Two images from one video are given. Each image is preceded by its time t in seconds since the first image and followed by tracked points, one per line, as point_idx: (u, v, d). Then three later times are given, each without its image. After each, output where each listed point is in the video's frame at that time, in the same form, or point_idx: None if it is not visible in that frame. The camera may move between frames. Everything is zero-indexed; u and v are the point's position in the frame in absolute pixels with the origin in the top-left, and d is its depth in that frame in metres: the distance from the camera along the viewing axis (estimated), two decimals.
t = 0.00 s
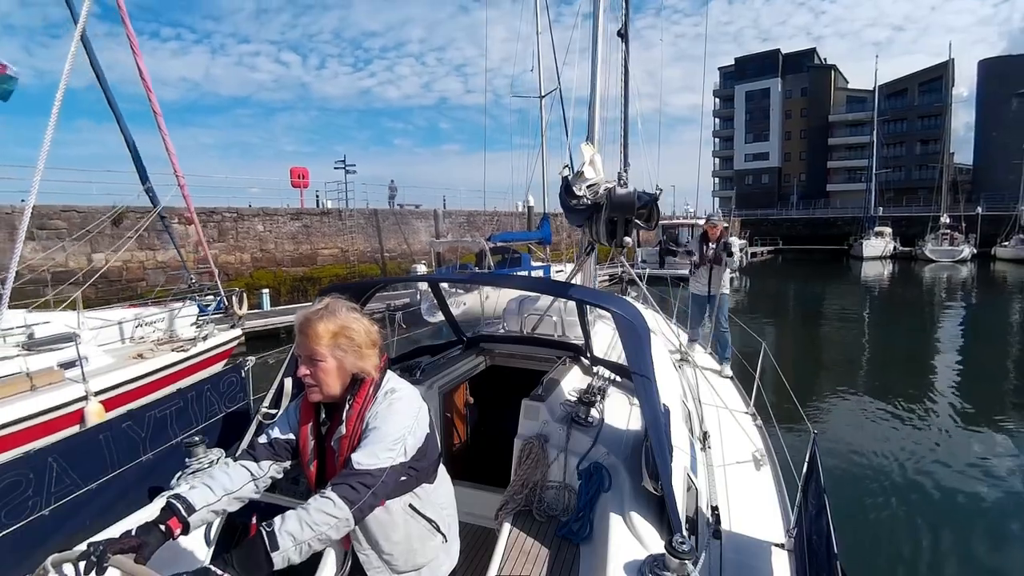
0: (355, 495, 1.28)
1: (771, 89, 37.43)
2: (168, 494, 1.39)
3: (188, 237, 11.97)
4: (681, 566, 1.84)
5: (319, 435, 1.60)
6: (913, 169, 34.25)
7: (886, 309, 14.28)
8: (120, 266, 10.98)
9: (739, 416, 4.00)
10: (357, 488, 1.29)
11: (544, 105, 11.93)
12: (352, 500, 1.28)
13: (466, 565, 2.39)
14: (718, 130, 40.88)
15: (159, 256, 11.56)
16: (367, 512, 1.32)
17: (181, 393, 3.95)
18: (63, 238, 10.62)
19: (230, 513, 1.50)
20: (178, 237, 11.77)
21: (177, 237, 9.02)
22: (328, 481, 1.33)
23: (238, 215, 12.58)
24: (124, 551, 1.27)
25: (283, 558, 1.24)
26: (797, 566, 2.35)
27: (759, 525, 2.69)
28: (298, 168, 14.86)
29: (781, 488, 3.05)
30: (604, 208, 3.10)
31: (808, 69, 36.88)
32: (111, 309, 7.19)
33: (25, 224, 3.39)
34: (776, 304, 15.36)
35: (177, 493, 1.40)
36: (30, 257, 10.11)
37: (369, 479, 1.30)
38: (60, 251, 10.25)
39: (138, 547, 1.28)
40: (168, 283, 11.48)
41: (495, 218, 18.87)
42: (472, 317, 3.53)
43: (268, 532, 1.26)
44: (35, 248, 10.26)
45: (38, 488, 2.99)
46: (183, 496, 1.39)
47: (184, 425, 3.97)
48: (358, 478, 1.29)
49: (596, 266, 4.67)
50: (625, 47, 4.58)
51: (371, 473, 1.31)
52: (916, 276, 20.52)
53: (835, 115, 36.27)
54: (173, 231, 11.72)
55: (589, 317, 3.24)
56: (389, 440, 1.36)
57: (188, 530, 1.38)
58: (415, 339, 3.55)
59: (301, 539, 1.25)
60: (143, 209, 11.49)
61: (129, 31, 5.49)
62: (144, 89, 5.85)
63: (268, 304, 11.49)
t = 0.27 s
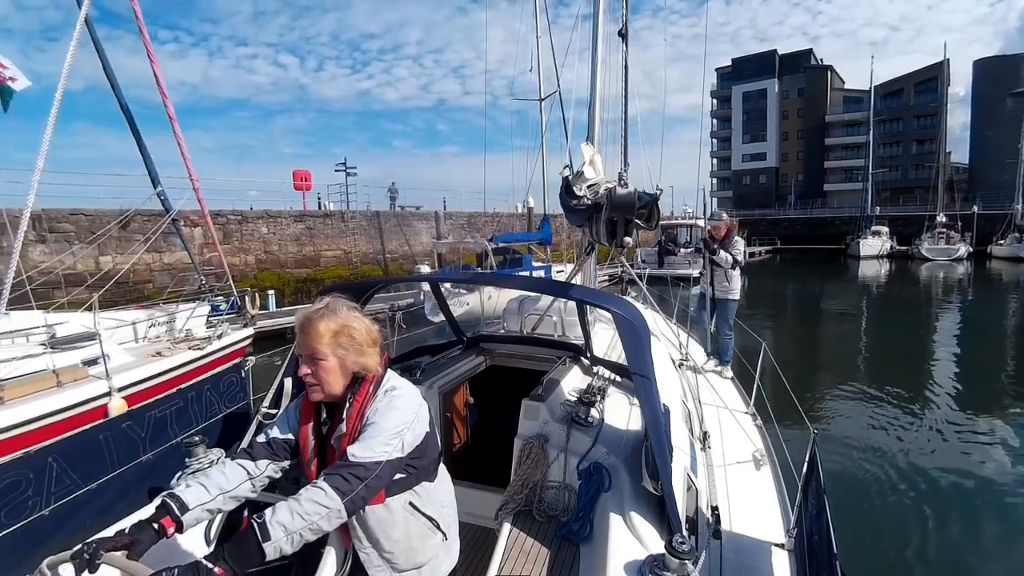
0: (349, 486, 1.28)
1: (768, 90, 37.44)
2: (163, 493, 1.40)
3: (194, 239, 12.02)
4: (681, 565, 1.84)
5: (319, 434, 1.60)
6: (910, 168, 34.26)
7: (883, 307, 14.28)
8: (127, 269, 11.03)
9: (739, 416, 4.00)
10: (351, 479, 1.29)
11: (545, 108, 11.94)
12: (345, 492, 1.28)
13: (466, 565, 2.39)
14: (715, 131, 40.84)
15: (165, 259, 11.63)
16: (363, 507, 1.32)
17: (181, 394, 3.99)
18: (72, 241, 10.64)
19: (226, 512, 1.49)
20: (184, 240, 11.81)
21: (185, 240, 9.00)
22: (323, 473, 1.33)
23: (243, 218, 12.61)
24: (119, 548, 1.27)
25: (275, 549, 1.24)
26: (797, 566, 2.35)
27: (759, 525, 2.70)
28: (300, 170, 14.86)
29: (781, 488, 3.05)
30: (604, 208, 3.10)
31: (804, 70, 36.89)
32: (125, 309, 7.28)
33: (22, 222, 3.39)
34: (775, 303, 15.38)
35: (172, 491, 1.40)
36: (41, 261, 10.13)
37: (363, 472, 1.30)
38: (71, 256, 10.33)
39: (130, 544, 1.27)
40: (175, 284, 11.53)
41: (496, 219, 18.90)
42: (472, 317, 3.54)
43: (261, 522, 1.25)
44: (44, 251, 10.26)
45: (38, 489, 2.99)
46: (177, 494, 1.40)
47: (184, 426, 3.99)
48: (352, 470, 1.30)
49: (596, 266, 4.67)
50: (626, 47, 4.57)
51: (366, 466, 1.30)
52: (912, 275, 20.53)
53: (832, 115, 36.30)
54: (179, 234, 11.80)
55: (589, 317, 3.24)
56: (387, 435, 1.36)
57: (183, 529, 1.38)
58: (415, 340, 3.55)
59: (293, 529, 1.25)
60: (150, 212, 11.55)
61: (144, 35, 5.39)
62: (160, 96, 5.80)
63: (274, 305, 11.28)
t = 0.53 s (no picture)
0: (348, 485, 1.28)
1: (765, 91, 37.44)
2: (162, 494, 1.40)
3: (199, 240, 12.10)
4: (681, 566, 1.84)
5: (319, 434, 1.60)
6: (906, 169, 34.26)
7: (880, 307, 14.28)
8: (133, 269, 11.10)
9: (739, 416, 3.99)
10: (349, 479, 1.28)
11: (545, 109, 11.92)
12: (344, 491, 1.28)
13: (466, 565, 2.39)
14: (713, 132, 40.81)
15: (171, 260, 11.63)
16: (362, 505, 1.32)
17: (180, 394, 3.98)
18: (79, 242, 10.65)
19: (225, 512, 1.49)
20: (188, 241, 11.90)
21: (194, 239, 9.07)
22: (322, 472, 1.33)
23: (246, 219, 12.74)
24: (118, 548, 1.27)
25: (274, 548, 1.24)
26: (797, 566, 2.35)
27: (759, 525, 2.70)
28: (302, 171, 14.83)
29: (781, 487, 3.06)
30: (604, 208, 3.11)
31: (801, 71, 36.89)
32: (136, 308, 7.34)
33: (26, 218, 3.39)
34: (773, 303, 15.39)
35: (170, 492, 1.40)
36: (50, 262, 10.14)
37: (361, 471, 1.30)
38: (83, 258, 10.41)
39: (130, 544, 1.27)
40: (181, 284, 11.55)
41: (496, 219, 18.91)
42: (472, 318, 3.54)
43: (259, 522, 1.25)
44: (53, 252, 10.26)
45: (38, 489, 2.99)
46: (176, 494, 1.39)
47: (184, 426, 3.99)
48: (350, 469, 1.29)
49: (596, 266, 4.66)
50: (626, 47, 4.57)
51: (365, 465, 1.30)
52: (908, 275, 20.53)
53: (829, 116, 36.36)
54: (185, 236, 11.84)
55: (588, 317, 3.25)
56: (386, 434, 1.36)
57: (181, 529, 1.38)
58: (415, 340, 3.55)
59: (292, 528, 1.25)
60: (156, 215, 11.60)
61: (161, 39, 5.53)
62: (175, 101, 6.02)
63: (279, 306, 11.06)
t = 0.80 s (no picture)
0: (348, 486, 1.28)
1: (763, 92, 37.45)
2: (163, 494, 1.40)
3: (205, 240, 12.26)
4: (681, 566, 1.84)
5: (319, 434, 1.60)
6: (902, 170, 34.29)
7: (877, 307, 14.29)
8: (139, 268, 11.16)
9: (739, 416, 3.99)
10: (350, 479, 1.28)
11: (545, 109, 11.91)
12: (345, 492, 1.28)
13: (466, 565, 2.39)
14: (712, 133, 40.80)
15: (176, 259, 11.62)
16: (363, 506, 1.32)
17: (181, 394, 3.98)
18: (86, 242, 10.64)
19: (226, 513, 1.49)
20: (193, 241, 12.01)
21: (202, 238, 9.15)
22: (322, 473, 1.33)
23: (250, 220, 12.90)
24: (118, 549, 1.27)
25: (275, 548, 1.24)
26: (797, 566, 2.35)
27: (759, 524, 2.70)
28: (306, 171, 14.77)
29: (781, 487, 3.06)
30: (604, 207, 3.11)
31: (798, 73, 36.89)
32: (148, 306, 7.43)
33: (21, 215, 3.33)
34: (770, 303, 15.39)
35: (171, 493, 1.40)
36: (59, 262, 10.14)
37: (362, 471, 1.30)
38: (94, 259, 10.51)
39: (130, 545, 1.28)
40: (186, 282, 11.56)
41: (496, 219, 18.92)
42: (472, 318, 3.55)
43: (261, 523, 1.25)
44: (61, 251, 10.23)
45: (38, 489, 2.99)
46: (176, 495, 1.39)
47: (184, 426, 3.98)
48: (351, 470, 1.29)
49: (596, 266, 4.65)
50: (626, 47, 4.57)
51: (365, 465, 1.30)
52: (904, 275, 20.52)
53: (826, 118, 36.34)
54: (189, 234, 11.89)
55: (588, 317, 3.25)
56: (386, 434, 1.36)
57: (182, 530, 1.38)
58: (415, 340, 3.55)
59: (294, 529, 1.25)
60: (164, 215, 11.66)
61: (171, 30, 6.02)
62: (187, 93, 6.39)
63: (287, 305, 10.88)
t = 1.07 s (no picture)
0: (349, 486, 1.28)
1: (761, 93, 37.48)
2: (163, 494, 1.40)
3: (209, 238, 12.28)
4: (681, 565, 1.84)
5: (319, 434, 1.60)
6: (899, 171, 34.35)
7: (874, 307, 14.32)
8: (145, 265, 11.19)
9: (739, 416, 3.99)
10: (351, 480, 1.28)
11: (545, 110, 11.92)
12: (345, 492, 1.28)
13: (466, 565, 2.39)
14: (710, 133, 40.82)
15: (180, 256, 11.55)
16: (363, 506, 1.32)
17: (181, 394, 3.98)
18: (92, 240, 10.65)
19: (226, 513, 1.49)
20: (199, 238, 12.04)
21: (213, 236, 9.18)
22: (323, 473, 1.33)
23: (253, 217, 12.82)
24: (119, 549, 1.27)
25: (277, 549, 1.24)
26: (797, 565, 2.35)
27: (759, 524, 2.70)
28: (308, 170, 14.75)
29: (781, 487, 3.06)
30: (604, 207, 3.10)
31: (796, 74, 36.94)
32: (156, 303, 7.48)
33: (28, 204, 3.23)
34: (767, 302, 15.40)
35: (172, 493, 1.40)
36: (65, 260, 10.13)
37: (363, 471, 1.30)
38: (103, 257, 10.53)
39: (131, 545, 1.28)
40: (189, 279, 11.52)
41: (496, 219, 18.92)
42: (471, 317, 3.55)
43: (262, 523, 1.25)
44: (69, 249, 10.25)
45: (38, 489, 2.99)
46: (177, 495, 1.39)
47: (184, 425, 3.98)
48: (352, 470, 1.29)
49: (596, 266, 4.66)
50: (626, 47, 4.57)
51: (366, 465, 1.30)
52: (900, 276, 20.53)
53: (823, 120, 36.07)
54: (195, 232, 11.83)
55: (588, 317, 3.26)
56: (387, 434, 1.36)
57: (183, 530, 1.38)
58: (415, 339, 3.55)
59: (295, 530, 1.26)
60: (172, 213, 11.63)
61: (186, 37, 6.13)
62: (202, 90, 6.52)
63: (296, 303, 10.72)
